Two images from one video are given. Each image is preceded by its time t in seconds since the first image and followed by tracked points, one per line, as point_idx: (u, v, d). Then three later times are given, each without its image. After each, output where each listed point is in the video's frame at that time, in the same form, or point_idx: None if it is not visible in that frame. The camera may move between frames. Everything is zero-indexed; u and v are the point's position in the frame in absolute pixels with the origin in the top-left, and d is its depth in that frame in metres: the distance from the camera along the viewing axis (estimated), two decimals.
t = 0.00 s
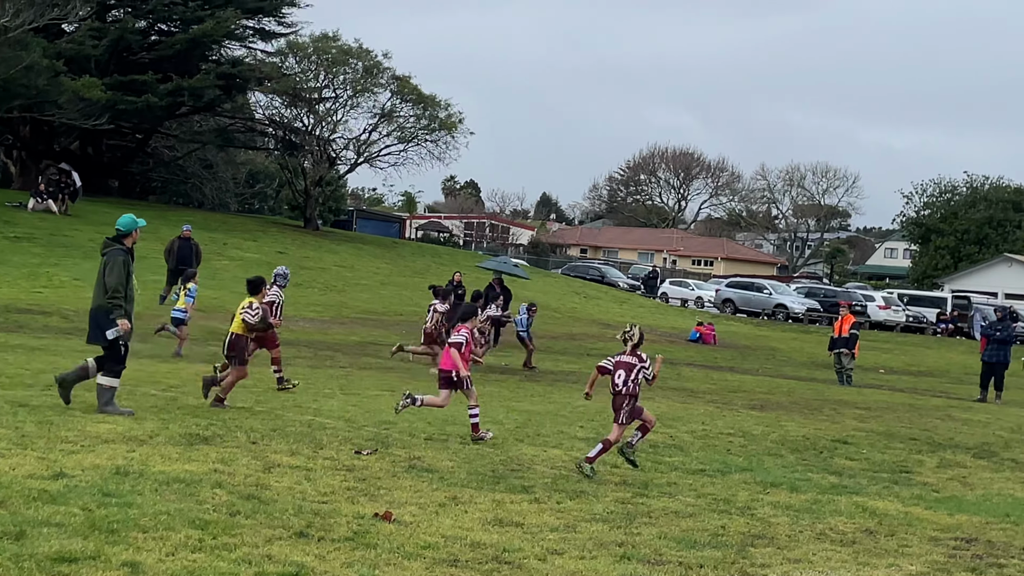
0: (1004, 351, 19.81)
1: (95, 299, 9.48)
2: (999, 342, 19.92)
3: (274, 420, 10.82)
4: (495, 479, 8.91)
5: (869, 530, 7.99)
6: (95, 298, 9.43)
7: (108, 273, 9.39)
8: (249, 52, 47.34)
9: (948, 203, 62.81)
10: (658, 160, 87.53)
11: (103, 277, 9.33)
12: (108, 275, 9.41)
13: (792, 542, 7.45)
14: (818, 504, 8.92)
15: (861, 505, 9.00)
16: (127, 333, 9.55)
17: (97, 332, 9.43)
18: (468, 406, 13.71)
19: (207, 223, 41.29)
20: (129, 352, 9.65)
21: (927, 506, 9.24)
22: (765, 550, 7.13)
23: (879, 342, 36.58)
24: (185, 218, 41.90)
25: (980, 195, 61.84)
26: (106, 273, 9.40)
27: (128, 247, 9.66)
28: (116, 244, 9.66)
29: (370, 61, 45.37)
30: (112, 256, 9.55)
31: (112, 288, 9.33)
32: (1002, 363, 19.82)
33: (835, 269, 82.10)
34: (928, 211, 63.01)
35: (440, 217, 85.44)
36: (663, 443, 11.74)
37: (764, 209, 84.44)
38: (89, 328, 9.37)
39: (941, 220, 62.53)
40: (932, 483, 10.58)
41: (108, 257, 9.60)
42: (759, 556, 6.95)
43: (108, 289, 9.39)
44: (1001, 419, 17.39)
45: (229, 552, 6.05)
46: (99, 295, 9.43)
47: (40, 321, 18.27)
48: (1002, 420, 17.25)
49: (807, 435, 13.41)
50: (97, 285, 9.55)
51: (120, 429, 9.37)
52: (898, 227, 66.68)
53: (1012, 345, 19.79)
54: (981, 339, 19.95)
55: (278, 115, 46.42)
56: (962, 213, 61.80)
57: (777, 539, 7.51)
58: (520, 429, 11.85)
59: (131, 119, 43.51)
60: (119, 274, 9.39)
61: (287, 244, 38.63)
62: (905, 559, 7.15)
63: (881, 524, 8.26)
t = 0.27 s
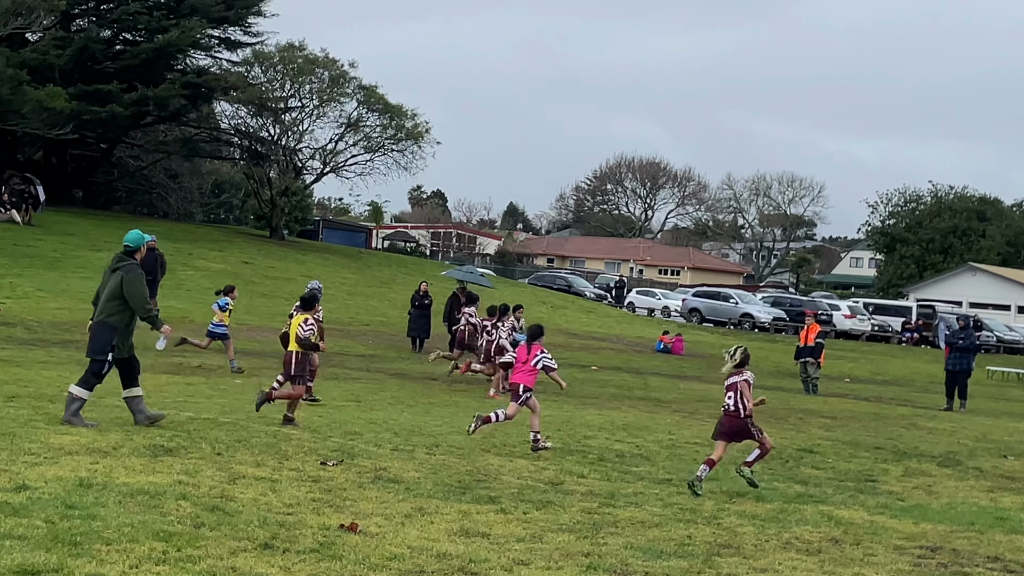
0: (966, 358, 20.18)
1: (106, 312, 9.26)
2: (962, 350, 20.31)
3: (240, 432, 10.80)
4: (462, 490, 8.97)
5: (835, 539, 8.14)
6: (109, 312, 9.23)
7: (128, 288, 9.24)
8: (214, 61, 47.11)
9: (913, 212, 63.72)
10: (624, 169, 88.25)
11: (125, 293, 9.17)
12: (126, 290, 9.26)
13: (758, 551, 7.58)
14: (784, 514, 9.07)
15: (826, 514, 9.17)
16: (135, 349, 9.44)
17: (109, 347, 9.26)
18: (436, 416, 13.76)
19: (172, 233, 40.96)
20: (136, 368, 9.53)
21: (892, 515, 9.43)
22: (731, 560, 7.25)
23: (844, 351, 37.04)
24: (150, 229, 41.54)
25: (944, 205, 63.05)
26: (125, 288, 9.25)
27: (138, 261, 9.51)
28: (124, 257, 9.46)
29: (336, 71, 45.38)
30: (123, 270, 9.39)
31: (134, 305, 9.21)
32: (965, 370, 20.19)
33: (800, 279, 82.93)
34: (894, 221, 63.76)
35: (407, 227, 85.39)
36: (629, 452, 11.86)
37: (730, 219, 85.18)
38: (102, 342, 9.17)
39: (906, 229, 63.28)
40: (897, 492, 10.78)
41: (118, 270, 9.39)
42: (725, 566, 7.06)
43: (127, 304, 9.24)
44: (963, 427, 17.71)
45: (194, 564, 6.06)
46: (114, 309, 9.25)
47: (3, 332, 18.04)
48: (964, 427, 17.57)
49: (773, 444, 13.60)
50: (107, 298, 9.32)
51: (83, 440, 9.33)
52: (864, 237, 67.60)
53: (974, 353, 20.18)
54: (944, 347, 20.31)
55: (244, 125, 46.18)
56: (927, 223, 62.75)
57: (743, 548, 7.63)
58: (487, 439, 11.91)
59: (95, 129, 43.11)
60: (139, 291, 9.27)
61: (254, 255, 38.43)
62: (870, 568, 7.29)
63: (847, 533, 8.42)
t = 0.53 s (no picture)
0: (943, 364, 20.39)
1: (137, 320, 9.27)
2: (938, 356, 20.51)
3: (222, 439, 10.80)
4: (443, 498, 9.01)
5: (816, 546, 8.24)
6: (144, 321, 9.28)
7: (160, 296, 9.36)
8: (194, 69, 46.97)
9: (891, 219, 65.13)
10: (605, 177, 88.60)
11: (163, 301, 9.29)
12: (156, 297, 9.36)
13: (739, 558, 7.66)
14: (765, 520, 9.16)
15: (807, 520, 9.27)
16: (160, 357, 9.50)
17: (140, 355, 9.28)
18: (417, 424, 13.79)
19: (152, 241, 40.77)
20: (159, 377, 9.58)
21: (872, 521, 9.55)
22: (713, 566, 7.33)
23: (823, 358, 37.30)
24: (130, 236, 41.33)
25: (923, 212, 63.96)
26: (157, 296, 9.35)
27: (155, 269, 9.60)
28: (144, 264, 9.51)
29: (316, 78, 45.29)
30: (147, 278, 9.44)
31: (169, 313, 9.35)
32: (942, 376, 20.41)
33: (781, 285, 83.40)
34: (872, 227, 65.24)
35: (388, 234, 85.34)
36: (610, 459, 11.94)
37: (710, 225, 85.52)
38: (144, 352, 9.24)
39: (885, 236, 64.59)
40: (877, 498, 10.90)
41: (142, 278, 9.43)
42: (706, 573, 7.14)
43: (159, 312, 9.32)
44: (941, 433, 17.91)
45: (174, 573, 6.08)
46: (147, 317, 9.31)
47: None
48: (943, 433, 17.76)
49: (753, 451, 13.71)
50: (134, 306, 9.32)
51: (63, 449, 9.32)
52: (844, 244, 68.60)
53: (951, 359, 20.38)
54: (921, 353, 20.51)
55: (224, 132, 46.05)
56: (906, 230, 63.69)
57: (723, 555, 7.71)
58: (469, 447, 11.95)
59: (75, 136, 42.86)
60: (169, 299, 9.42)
61: (234, 262, 38.30)
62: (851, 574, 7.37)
63: (828, 539, 8.52)
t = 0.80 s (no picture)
0: (933, 369, 20.46)
1: (161, 330, 9.58)
2: (928, 360, 20.58)
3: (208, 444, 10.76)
4: (433, 503, 9.03)
5: (807, 551, 8.27)
6: (167, 329, 9.55)
7: (182, 304, 9.58)
8: (186, 74, 46.97)
9: (883, 225, 65.07)
10: (596, 182, 88.77)
11: (180, 308, 9.49)
12: (179, 306, 9.60)
13: (730, 563, 7.69)
14: (756, 525, 9.20)
15: (798, 525, 9.32)
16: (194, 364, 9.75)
17: (166, 363, 9.58)
18: (408, 429, 13.79)
19: (143, 246, 40.68)
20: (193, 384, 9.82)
21: (863, 526, 9.59)
22: (703, 571, 7.35)
23: (815, 363, 37.38)
24: (121, 242, 41.23)
25: (915, 217, 64.12)
26: (179, 304, 9.58)
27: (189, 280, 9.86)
28: (176, 275, 9.81)
29: (308, 84, 45.43)
30: (176, 288, 9.73)
31: (189, 320, 9.52)
32: (932, 380, 20.48)
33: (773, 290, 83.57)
34: (864, 232, 65.13)
35: (379, 239, 85.32)
36: (602, 465, 11.97)
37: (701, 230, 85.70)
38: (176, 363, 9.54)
39: (876, 241, 64.51)
40: (869, 503, 10.95)
41: (171, 289, 9.73)
42: None
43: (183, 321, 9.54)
44: (932, 437, 17.98)
45: None
46: (170, 325, 9.58)
47: None
48: (934, 438, 17.83)
49: (745, 456, 13.74)
50: (161, 315, 9.66)
51: (53, 454, 9.30)
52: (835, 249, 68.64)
53: (940, 363, 20.45)
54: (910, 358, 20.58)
55: (216, 137, 46.01)
56: (898, 235, 63.69)
57: (714, 560, 7.75)
58: (459, 452, 11.96)
59: (66, 142, 42.77)
60: (193, 306, 9.61)
61: (226, 268, 38.23)
62: None
63: (818, 544, 8.55)
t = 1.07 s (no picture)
0: (931, 372, 20.48)
1: (200, 335, 9.79)
2: (926, 364, 20.59)
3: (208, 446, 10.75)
4: (432, 506, 9.03)
5: (806, 555, 8.28)
6: (206, 335, 9.76)
7: (221, 310, 9.79)
8: (185, 77, 46.98)
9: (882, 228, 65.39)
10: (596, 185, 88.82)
11: (219, 315, 9.69)
12: (217, 312, 9.80)
13: (728, 567, 7.69)
14: (755, 529, 9.20)
15: (798, 529, 9.32)
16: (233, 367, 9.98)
17: (206, 367, 9.81)
18: (407, 432, 13.80)
19: (142, 249, 40.68)
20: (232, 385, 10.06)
21: (862, 530, 9.59)
22: None
23: (814, 367, 37.39)
24: (121, 244, 41.23)
25: (914, 221, 64.20)
26: (218, 309, 9.79)
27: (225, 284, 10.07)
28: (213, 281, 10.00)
29: (308, 87, 45.37)
30: (214, 293, 9.93)
31: (229, 325, 9.74)
32: (931, 385, 20.49)
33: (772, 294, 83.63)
34: (863, 237, 65.31)
35: (379, 243, 85.34)
36: (600, 468, 11.97)
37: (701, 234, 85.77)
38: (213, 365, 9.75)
39: (875, 245, 64.67)
40: (868, 507, 10.95)
41: (209, 294, 9.93)
42: None
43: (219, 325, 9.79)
44: (930, 441, 17.99)
45: None
46: (209, 331, 9.79)
47: None
48: (932, 442, 17.84)
49: (745, 460, 13.74)
50: (200, 320, 9.87)
51: (52, 457, 9.30)
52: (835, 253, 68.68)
53: (938, 367, 20.45)
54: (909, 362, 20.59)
55: (215, 140, 46.01)
56: (896, 238, 63.80)
57: (713, 564, 7.75)
58: (458, 455, 11.96)
59: (65, 145, 42.77)
60: (230, 312, 9.82)
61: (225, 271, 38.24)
62: None
63: (817, 548, 8.56)
